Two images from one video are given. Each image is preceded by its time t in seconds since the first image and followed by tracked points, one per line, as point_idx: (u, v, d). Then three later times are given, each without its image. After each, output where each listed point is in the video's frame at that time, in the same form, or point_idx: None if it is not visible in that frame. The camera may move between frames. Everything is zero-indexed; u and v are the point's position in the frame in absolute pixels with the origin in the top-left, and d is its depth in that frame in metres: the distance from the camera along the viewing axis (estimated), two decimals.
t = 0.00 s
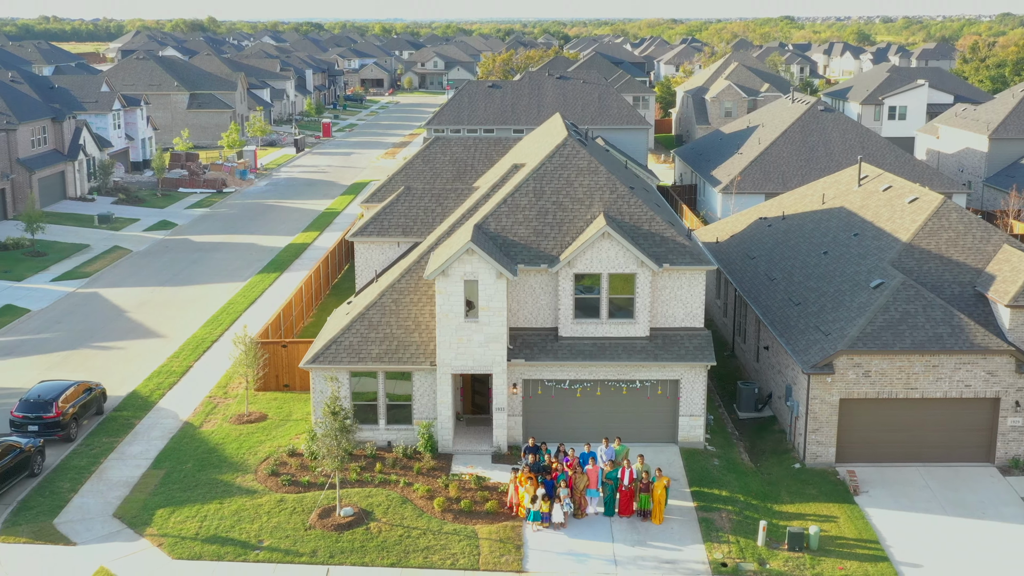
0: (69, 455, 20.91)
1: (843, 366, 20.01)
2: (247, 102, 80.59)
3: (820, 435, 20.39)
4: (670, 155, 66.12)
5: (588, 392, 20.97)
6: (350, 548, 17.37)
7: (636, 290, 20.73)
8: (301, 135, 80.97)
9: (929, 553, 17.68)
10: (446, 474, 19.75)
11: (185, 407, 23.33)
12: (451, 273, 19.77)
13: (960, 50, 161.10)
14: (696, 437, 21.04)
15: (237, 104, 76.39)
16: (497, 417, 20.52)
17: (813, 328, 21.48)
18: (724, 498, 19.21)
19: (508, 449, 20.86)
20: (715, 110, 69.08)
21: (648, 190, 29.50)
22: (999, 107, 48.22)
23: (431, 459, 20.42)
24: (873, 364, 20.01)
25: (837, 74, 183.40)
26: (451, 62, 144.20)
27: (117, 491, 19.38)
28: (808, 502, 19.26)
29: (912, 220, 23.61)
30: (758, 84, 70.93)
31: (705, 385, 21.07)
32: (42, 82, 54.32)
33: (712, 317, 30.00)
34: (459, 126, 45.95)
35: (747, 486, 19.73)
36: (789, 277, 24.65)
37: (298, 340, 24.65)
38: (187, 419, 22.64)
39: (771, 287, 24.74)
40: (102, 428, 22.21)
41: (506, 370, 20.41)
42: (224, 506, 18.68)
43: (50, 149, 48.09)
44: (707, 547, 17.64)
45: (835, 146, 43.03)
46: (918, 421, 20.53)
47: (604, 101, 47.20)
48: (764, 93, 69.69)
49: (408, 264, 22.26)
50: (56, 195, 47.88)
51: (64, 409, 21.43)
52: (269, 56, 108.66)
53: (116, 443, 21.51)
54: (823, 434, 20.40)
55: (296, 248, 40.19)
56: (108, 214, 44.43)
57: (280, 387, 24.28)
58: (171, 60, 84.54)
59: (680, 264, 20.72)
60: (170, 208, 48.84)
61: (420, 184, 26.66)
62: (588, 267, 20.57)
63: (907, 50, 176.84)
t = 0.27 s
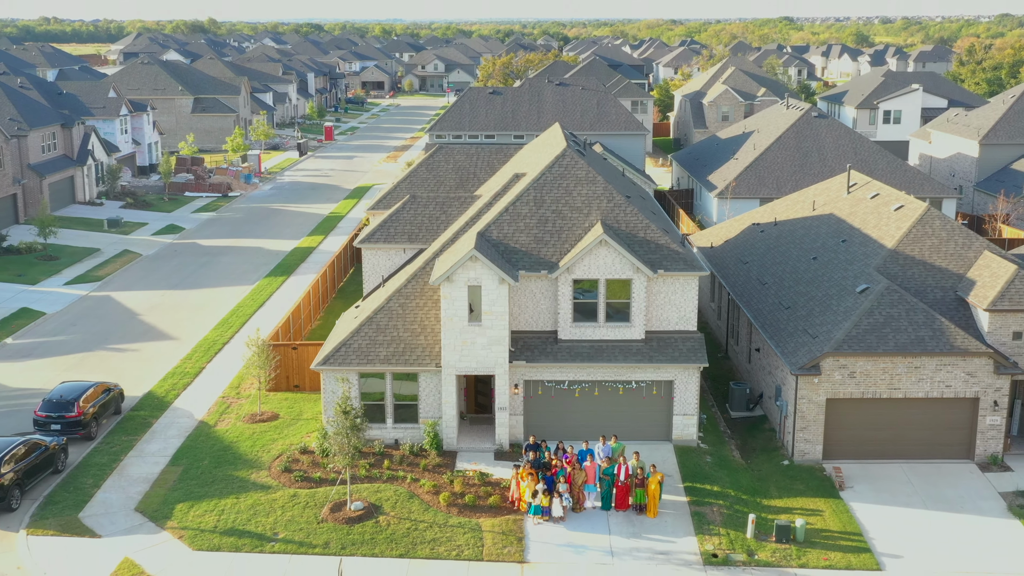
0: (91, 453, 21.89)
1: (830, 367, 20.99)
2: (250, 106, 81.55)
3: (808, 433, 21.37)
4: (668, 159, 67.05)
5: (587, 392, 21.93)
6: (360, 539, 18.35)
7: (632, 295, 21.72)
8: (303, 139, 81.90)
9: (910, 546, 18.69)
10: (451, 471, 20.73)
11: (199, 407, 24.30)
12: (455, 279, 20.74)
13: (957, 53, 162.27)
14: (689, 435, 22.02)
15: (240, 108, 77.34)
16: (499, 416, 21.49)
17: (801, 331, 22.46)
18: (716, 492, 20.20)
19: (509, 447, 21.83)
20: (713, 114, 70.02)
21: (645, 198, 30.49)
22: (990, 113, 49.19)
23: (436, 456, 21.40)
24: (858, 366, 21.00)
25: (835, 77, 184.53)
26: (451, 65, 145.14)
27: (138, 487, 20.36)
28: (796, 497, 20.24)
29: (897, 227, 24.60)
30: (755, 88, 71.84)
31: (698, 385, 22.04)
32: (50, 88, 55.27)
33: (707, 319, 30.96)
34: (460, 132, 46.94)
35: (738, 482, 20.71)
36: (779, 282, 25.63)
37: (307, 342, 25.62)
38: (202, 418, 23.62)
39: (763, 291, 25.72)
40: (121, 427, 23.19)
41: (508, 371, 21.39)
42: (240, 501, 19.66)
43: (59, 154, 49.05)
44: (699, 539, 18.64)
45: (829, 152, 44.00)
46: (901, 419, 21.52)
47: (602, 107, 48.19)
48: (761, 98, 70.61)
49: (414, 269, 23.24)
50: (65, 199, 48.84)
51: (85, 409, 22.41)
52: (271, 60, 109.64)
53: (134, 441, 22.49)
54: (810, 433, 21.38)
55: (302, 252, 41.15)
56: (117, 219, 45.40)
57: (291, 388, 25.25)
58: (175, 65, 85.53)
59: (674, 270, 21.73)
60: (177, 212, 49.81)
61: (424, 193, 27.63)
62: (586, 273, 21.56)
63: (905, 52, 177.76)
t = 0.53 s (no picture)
0: (112, 449, 23.00)
1: (816, 367, 22.07)
2: (254, 110, 82.63)
3: (795, 430, 22.45)
4: (666, 162, 68.09)
5: (585, 391, 23.01)
6: (371, 530, 19.45)
7: (628, 298, 22.83)
8: (306, 142, 82.93)
9: (890, 536, 19.79)
10: (456, 465, 21.81)
11: (214, 405, 25.39)
12: (460, 283, 21.81)
13: (954, 55, 163.50)
14: (682, 432, 23.10)
15: (244, 112, 78.43)
16: (502, 413, 22.56)
17: (790, 333, 23.54)
18: (707, 486, 21.29)
19: (511, 443, 22.91)
20: (710, 119, 71.11)
21: (641, 204, 31.60)
22: (980, 118, 50.27)
23: (442, 451, 22.49)
24: (843, 365, 22.08)
25: (833, 79, 185.69)
26: (452, 67, 146.14)
27: (159, 481, 21.45)
28: (783, 490, 21.34)
29: (882, 233, 25.70)
30: (752, 93, 72.93)
31: (691, 384, 23.12)
32: (59, 94, 56.33)
33: (701, 321, 32.03)
34: (462, 138, 48.04)
35: (729, 476, 21.81)
36: (769, 285, 26.73)
37: (317, 343, 26.70)
38: (217, 416, 24.70)
39: (754, 294, 26.79)
40: (140, 425, 24.28)
41: (510, 371, 22.48)
42: (256, 494, 20.76)
43: (70, 159, 50.13)
44: (691, 529, 19.75)
45: (822, 157, 45.07)
46: (884, 417, 22.60)
47: (601, 113, 49.29)
48: (758, 102, 71.71)
49: (420, 274, 24.33)
50: (75, 204, 49.92)
51: (107, 407, 23.51)
52: (274, 64, 110.71)
53: (153, 438, 23.57)
54: (798, 429, 22.46)
55: (308, 255, 42.25)
56: (127, 223, 46.49)
57: (301, 387, 26.33)
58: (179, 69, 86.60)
59: (668, 274, 22.85)
60: (185, 216, 50.89)
61: (429, 200, 28.70)
62: (584, 277, 22.65)
63: (902, 54, 178.87)
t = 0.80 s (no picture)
0: (134, 443, 24.19)
1: (803, 365, 23.25)
2: (257, 113, 83.76)
3: (783, 425, 23.63)
4: (663, 165, 69.25)
5: (583, 388, 24.18)
6: (381, 518, 20.63)
7: (625, 300, 24.01)
8: (309, 145, 84.06)
9: (870, 525, 20.99)
10: (461, 459, 22.99)
11: (229, 402, 26.55)
12: (465, 286, 22.98)
13: (950, 57, 164.75)
14: (676, 427, 24.27)
15: (248, 115, 79.55)
16: (505, 408, 23.71)
17: (778, 333, 24.72)
18: (699, 478, 22.47)
19: (513, 437, 24.06)
20: (707, 122, 72.27)
21: (637, 209, 32.79)
22: (969, 122, 51.44)
23: (447, 446, 23.66)
24: (828, 364, 23.27)
25: (831, 80, 186.89)
26: (452, 69, 147.20)
27: (180, 473, 22.64)
28: (771, 481, 22.52)
29: (867, 237, 26.88)
30: (748, 96, 74.08)
31: (684, 382, 24.30)
32: (69, 99, 57.47)
33: (696, 321, 33.19)
34: (464, 142, 49.21)
35: (720, 468, 22.98)
36: (760, 287, 27.91)
37: (327, 343, 27.88)
38: (232, 412, 25.88)
39: (745, 295, 27.96)
40: (160, 420, 25.46)
41: (512, 369, 23.65)
42: (273, 485, 21.94)
43: (80, 163, 51.26)
44: (683, 518, 20.94)
45: (815, 161, 46.23)
46: (867, 412, 23.78)
47: (599, 119, 50.47)
48: (754, 105, 72.87)
49: (426, 277, 25.51)
50: (86, 207, 51.06)
51: (128, 403, 24.68)
52: (276, 67, 111.86)
53: (172, 433, 24.74)
54: (785, 424, 23.64)
55: (315, 258, 43.44)
56: (137, 225, 47.64)
57: (312, 384, 27.51)
58: (184, 73, 87.72)
59: (662, 277, 24.04)
60: (193, 218, 52.04)
61: (433, 206, 29.88)
62: (583, 280, 23.84)
63: (899, 56, 180.08)
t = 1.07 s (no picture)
0: (155, 438, 25.46)
1: (789, 363, 24.52)
2: (262, 116, 85.02)
3: (771, 419, 24.89)
4: (660, 168, 70.50)
5: (581, 384, 25.43)
6: (391, 507, 21.89)
7: (621, 301, 25.27)
8: (312, 147, 85.24)
9: (852, 513, 22.26)
10: (466, 451, 24.25)
11: (244, 398, 27.83)
12: (469, 288, 24.25)
13: (947, 58, 166.17)
14: (670, 422, 25.53)
15: (252, 119, 80.80)
16: (507, 404, 24.93)
17: (767, 332, 25.98)
18: (691, 470, 23.73)
19: (515, 431, 25.31)
20: (704, 125, 73.54)
21: (633, 213, 34.07)
22: (959, 127, 52.69)
23: (452, 439, 24.94)
24: (814, 361, 24.54)
25: (829, 81, 188.25)
26: (453, 71, 148.43)
27: (199, 465, 23.91)
28: (760, 473, 23.79)
29: (853, 241, 28.14)
30: (744, 100, 75.36)
31: (677, 379, 25.55)
32: (79, 104, 58.71)
33: (690, 321, 34.44)
34: (466, 147, 50.46)
35: (711, 461, 24.24)
36: (751, 288, 29.17)
37: (336, 342, 29.14)
38: (247, 408, 27.13)
39: (737, 296, 29.22)
40: (178, 416, 26.73)
41: (514, 366, 24.89)
42: (288, 476, 23.21)
43: (91, 167, 52.47)
44: (675, 507, 22.22)
45: (807, 165, 47.49)
46: (851, 407, 25.05)
47: (598, 124, 51.75)
48: (750, 109, 74.13)
49: (432, 279, 26.76)
50: (97, 210, 52.32)
51: (148, 400, 25.94)
52: (279, 69, 113.12)
53: (190, 428, 26.00)
54: (773, 419, 24.89)
55: (321, 259, 44.70)
56: (147, 228, 48.89)
57: (322, 382, 28.77)
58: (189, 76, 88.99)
59: (656, 279, 25.32)
60: (201, 221, 53.28)
61: (438, 212, 31.13)
62: (581, 282, 25.12)
63: (896, 57, 181.21)
